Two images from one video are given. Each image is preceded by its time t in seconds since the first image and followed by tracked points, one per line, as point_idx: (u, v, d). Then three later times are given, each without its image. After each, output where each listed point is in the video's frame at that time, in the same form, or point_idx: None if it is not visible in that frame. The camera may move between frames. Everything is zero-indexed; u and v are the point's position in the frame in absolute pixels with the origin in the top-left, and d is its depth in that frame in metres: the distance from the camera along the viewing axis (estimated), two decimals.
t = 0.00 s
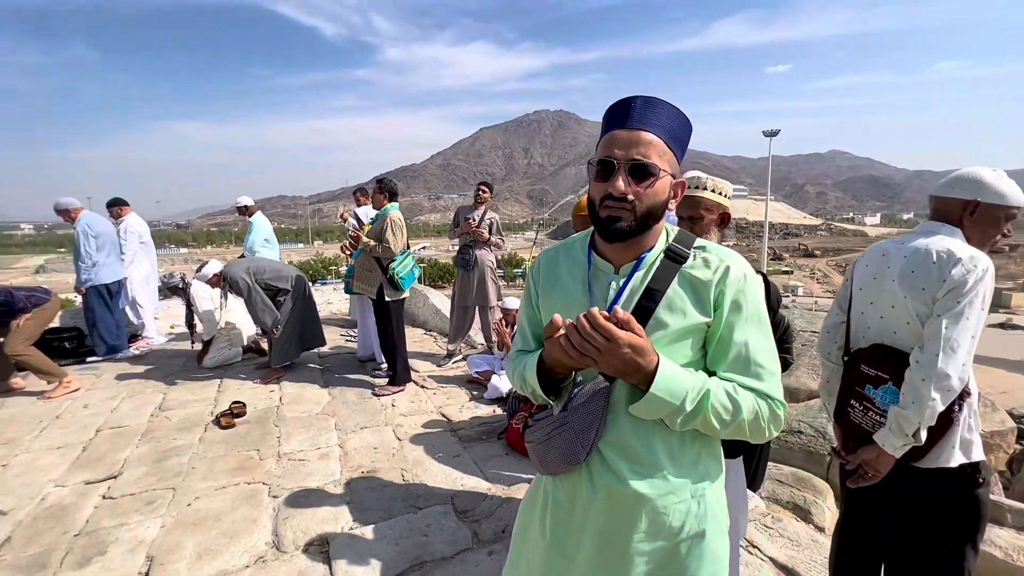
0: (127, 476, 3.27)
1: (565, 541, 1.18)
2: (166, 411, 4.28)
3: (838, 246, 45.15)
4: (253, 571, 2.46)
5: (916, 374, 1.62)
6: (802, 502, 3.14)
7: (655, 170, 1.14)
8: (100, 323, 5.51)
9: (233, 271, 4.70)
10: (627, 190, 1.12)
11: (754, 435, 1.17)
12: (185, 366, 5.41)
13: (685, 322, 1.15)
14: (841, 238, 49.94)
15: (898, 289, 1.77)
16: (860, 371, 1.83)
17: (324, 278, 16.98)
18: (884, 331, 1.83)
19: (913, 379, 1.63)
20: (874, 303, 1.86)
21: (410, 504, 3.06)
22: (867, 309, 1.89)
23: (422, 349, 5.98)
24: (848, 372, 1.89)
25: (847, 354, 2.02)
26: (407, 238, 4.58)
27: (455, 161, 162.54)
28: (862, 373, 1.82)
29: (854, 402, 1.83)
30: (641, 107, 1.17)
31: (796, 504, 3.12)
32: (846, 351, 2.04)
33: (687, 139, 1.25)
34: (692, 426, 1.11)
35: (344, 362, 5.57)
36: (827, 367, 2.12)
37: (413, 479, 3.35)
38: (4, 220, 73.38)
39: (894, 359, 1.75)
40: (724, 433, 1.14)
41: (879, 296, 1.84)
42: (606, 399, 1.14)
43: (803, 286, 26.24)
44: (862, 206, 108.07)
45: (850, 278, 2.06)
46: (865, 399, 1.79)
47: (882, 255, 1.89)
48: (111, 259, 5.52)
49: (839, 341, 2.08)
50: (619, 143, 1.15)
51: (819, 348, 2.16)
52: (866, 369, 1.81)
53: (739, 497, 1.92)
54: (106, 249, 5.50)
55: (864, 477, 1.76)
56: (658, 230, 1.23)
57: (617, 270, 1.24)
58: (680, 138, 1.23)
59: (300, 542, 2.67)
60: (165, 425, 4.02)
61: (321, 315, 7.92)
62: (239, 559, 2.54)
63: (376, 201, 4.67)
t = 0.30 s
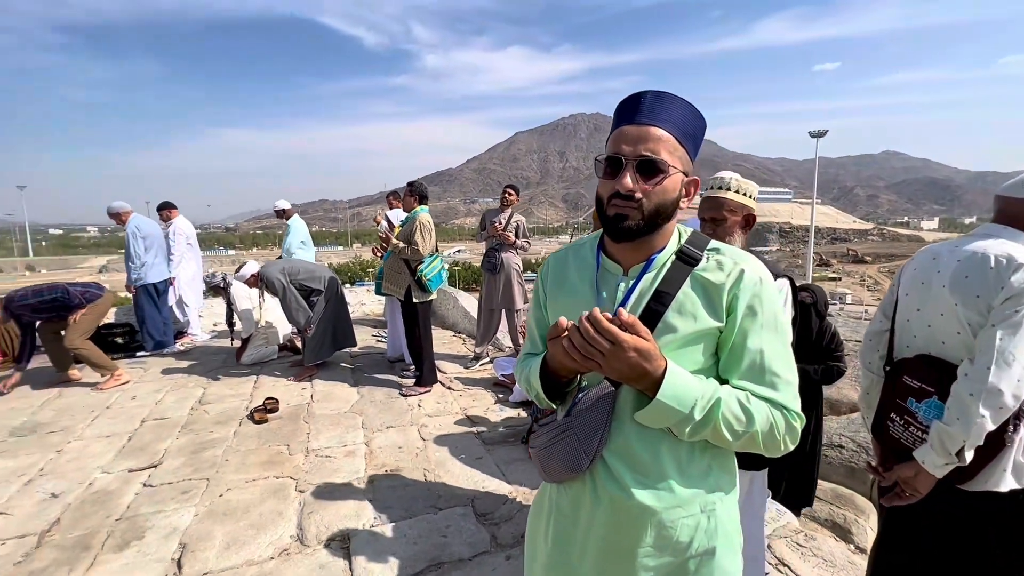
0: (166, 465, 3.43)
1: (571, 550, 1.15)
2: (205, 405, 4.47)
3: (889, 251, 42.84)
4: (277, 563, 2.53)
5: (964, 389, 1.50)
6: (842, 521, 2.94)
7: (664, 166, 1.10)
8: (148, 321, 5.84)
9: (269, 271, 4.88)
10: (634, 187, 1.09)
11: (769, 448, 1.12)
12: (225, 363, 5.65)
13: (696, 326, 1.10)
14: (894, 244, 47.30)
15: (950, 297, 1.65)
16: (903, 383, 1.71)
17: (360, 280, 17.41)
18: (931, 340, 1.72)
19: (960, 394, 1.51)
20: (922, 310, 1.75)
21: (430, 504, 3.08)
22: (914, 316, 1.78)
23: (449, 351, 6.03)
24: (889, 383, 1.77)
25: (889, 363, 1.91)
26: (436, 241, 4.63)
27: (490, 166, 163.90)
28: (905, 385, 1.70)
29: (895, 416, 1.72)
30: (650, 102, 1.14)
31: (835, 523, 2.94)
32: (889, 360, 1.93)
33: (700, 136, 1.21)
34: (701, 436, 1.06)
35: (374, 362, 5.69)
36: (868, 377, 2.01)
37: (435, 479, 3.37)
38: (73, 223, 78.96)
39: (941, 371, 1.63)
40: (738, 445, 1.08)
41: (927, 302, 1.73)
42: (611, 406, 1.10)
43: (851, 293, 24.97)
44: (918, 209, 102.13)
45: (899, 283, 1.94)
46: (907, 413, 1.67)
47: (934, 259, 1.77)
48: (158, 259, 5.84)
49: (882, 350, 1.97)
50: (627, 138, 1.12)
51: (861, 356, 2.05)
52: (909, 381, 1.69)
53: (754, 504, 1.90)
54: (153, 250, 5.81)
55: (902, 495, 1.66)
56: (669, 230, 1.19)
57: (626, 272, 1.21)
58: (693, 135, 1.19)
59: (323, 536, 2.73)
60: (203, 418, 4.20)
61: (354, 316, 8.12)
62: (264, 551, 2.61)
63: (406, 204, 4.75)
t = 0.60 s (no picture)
0: (194, 458, 3.58)
1: (560, 557, 1.15)
2: (233, 401, 4.64)
3: (937, 256, 40.74)
4: (292, 556, 2.60)
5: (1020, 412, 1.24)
6: (874, 538, 2.78)
7: (656, 169, 1.08)
8: (184, 319, 6.11)
9: (295, 273, 5.02)
10: (626, 190, 1.07)
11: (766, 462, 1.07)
12: (254, 361, 5.85)
13: (690, 334, 1.05)
14: (943, 248, 44.97)
15: (1002, 309, 1.40)
16: (952, 405, 1.45)
17: (389, 281, 17.75)
18: (985, 357, 1.46)
19: (1017, 417, 1.25)
20: (973, 324, 1.49)
21: (443, 505, 3.10)
22: (964, 331, 1.53)
23: (470, 353, 6.07)
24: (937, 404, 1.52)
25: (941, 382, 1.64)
26: (456, 243, 4.67)
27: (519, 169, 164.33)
28: (955, 408, 1.44)
29: (945, 439, 1.46)
30: (645, 102, 1.11)
31: (866, 540, 2.78)
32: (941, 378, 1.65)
33: (697, 138, 1.18)
34: (699, 449, 1.01)
35: (396, 363, 5.78)
36: (919, 397, 1.73)
37: (449, 480, 3.39)
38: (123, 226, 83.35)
39: (996, 392, 1.36)
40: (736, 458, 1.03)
41: (979, 315, 1.47)
42: (598, 414, 1.09)
43: (894, 300, 23.86)
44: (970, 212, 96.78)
45: (950, 292, 1.68)
46: (958, 437, 1.42)
47: (986, 265, 1.51)
48: (194, 260, 6.10)
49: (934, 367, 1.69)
50: (620, 139, 1.09)
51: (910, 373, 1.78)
52: (958, 402, 1.43)
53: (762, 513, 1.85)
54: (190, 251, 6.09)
55: (956, 528, 1.41)
56: (663, 234, 1.15)
57: (618, 276, 1.18)
58: (689, 137, 1.16)
59: (336, 533, 2.79)
60: (231, 414, 4.36)
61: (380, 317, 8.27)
62: (280, 544, 2.69)
63: (427, 207, 4.82)
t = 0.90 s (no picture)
0: (221, 452, 3.73)
1: (548, 564, 1.16)
2: (260, 398, 4.81)
3: (989, 260, 38.57)
4: (308, 549, 2.68)
5: None
6: (905, 555, 2.64)
7: (650, 176, 1.08)
8: (216, 318, 6.36)
9: (320, 274, 5.17)
10: (619, 199, 1.07)
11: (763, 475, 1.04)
12: (282, 359, 6.04)
13: (683, 343, 1.03)
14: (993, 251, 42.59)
15: None
16: (994, 422, 1.40)
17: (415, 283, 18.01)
18: None
19: None
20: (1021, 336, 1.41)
21: (456, 504, 3.14)
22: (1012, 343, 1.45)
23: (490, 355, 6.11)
24: (978, 420, 1.46)
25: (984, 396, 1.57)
26: (475, 246, 4.71)
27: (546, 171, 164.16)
28: (996, 424, 1.39)
29: (985, 457, 1.41)
30: (638, 106, 1.10)
31: (896, 557, 2.64)
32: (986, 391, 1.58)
33: (693, 141, 1.18)
34: (696, 464, 0.98)
35: (417, 363, 5.87)
36: (960, 411, 1.67)
37: (463, 480, 3.43)
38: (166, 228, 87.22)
39: None
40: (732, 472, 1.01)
41: None
42: (586, 421, 1.10)
43: (938, 306, 22.73)
44: None
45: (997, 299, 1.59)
46: (1000, 457, 1.37)
47: None
48: (228, 261, 6.34)
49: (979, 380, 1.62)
50: (613, 146, 1.09)
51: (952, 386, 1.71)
52: (1002, 420, 1.37)
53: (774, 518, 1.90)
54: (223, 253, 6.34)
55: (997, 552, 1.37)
56: (659, 240, 1.15)
57: (612, 281, 1.19)
58: (685, 140, 1.15)
59: (351, 528, 2.86)
60: (258, 410, 4.52)
61: (403, 318, 8.41)
62: (298, 537, 2.78)
63: (447, 210, 4.89)
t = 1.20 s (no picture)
0: (248, 447, 3.85)
1: (545, 569, 1.17)
2: (287, 395, 4.95)
3: None
4: (329, 544, 2.75)
5: None
6: (937, 570, 2.49)
7: (654, 183, 1.08)
8: (247, 318, 6.58)
9: (345, 276, 5.30)
10: (622, 208, 1.08)
11: (767, 487, 1.02)
12: (308, 358, 6.20)
13: (684, 347, 1.03)
14: None
15: None
16: None
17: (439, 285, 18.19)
18: None
19: None
20: None
21: (473, 504, 3.16)
22: None
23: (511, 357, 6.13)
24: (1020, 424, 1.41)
25: None
26: (495, 248, 4.74)
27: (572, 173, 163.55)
28: None
29: None
30: (642, 110, 1.10)
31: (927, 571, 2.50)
32: None
33: (699, 141, 1.17)
34: (695, 472, 0.98)
35: (439, 364, 5.94)
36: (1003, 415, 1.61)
37: (481, 480, 3.45)
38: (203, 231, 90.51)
39: None
40: (733, 482, 1.00)
41: None
42: (585, 429, 1.11)
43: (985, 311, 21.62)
44: None
45: None
46: None
47: None
48: (259, 263, 6.54)
49: None
50: (616, 154, 1.10)
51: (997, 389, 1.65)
52: None
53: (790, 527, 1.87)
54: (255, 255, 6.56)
55: None
56: (665, 243, 1.16)
57: (616, 284, 1.19)
58: (690, 141, 1.15)
59: (370, 524, 2.92)
60: (283, 407, 4.65)
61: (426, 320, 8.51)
62: (319, 531, 2.86)
63: (468, 212, 4.93)
